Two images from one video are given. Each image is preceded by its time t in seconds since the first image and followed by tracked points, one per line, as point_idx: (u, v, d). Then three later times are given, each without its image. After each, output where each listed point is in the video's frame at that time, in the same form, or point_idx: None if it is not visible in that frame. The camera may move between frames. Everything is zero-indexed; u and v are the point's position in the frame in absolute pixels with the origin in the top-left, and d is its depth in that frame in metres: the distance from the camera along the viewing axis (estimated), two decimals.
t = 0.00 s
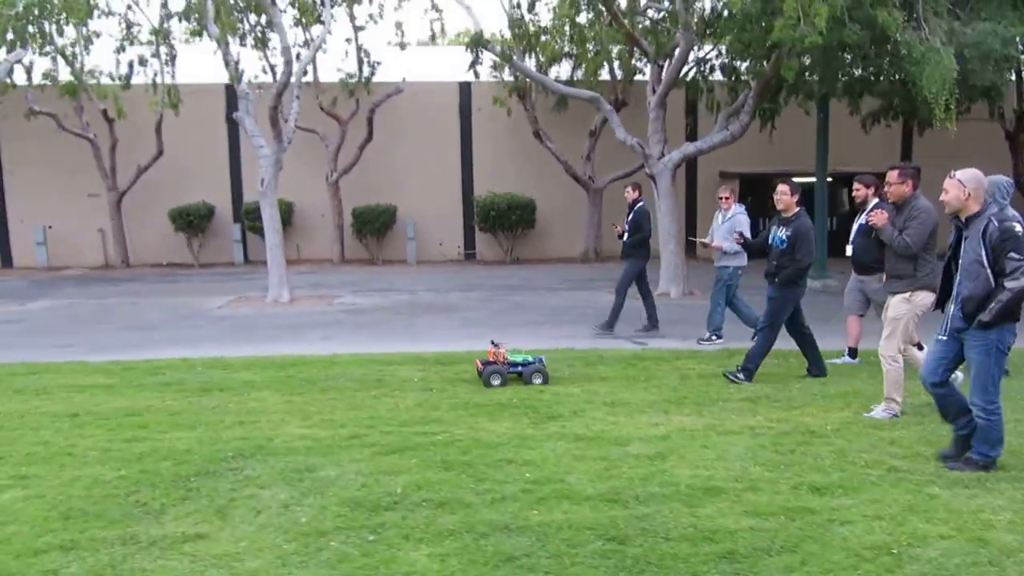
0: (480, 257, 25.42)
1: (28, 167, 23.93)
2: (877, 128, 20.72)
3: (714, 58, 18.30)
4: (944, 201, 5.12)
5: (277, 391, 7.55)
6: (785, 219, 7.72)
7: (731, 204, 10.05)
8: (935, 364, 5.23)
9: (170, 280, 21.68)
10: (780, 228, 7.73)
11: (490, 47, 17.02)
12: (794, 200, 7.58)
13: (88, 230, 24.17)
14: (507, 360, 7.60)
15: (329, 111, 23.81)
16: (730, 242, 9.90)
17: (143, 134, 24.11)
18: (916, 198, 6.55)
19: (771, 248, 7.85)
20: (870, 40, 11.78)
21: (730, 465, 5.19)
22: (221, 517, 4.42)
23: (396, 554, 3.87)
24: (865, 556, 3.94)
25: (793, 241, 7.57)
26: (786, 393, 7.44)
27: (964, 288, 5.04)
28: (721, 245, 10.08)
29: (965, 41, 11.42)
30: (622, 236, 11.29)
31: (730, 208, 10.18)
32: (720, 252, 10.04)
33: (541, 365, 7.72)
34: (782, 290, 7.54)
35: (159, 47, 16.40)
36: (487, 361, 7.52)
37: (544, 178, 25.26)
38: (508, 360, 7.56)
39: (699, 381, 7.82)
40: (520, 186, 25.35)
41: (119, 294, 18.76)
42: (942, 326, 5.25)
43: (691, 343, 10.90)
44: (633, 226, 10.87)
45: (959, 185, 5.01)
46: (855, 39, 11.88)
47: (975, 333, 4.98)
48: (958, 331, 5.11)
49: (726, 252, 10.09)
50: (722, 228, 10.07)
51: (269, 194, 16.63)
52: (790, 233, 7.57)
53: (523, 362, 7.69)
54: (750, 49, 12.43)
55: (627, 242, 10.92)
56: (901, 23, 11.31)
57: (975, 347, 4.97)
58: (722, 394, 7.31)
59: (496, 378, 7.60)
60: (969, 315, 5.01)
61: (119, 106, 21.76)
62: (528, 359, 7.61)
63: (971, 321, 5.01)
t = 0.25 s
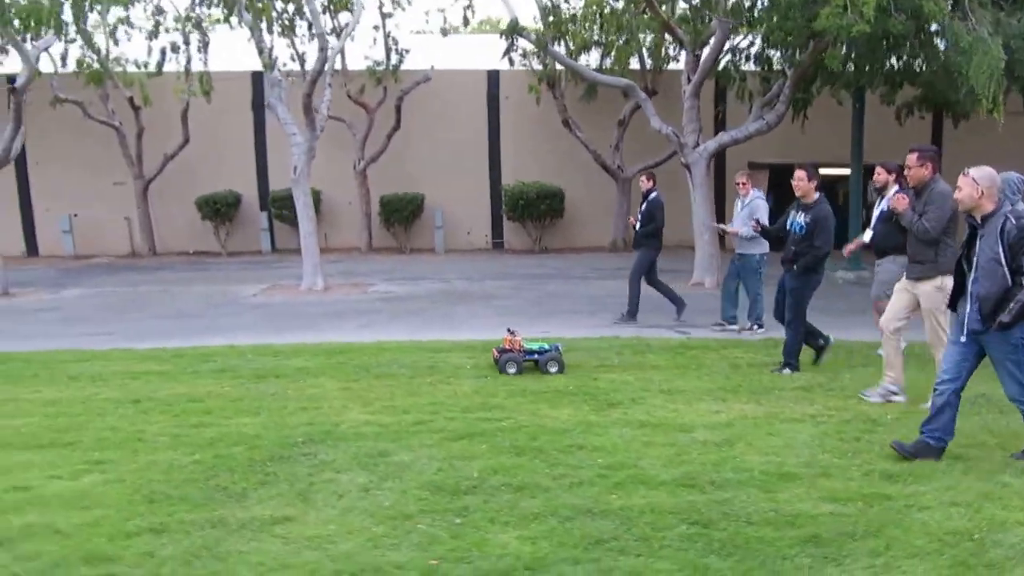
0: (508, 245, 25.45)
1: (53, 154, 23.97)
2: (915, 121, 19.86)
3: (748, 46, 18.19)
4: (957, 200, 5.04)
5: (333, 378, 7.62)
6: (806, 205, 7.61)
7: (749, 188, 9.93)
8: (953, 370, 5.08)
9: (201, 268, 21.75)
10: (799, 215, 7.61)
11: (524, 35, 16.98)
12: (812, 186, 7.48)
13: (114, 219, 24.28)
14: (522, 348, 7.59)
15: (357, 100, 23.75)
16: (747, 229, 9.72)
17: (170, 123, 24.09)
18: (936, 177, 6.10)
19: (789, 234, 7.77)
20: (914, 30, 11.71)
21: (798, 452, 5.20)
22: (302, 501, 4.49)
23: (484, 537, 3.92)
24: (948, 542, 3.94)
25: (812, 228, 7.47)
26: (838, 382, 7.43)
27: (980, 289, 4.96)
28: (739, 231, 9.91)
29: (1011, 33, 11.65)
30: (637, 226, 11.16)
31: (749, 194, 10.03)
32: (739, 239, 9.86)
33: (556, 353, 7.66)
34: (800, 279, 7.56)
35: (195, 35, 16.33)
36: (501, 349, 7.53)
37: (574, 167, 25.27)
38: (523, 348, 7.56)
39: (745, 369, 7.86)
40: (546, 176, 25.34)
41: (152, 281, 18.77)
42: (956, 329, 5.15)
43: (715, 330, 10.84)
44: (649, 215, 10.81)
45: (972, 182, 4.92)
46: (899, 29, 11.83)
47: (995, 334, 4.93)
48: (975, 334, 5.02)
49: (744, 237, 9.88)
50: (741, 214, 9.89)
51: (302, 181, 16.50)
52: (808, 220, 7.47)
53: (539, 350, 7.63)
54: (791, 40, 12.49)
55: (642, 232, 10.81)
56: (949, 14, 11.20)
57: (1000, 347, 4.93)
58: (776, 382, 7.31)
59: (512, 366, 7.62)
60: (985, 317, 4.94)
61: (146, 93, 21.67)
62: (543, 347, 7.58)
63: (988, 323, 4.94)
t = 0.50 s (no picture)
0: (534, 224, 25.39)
1: (77, 137, 23.41)
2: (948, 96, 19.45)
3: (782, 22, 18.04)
4: (968, 172, 4.97)
5: (386, 356, 7.64)
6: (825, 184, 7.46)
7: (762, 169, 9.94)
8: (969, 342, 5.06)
9: (229, 247, 21.75)
10: (818, 195, 7.48)
11: (556, 11, 16.88)
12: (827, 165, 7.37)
13: (140, 199, 23.70)
14: (537, 327, 7.58)
15: (384, 78, 23.66)
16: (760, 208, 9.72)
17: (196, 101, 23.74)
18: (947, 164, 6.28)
19: (808, 214, 7.61)
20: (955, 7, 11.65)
21: (868, 428, 5.17)
22: (382, 477, 4.51)
23: (571, 513, 3.94)
24: None
25: (833, 207, 7.31)
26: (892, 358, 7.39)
27: (997, 258, 4.89)
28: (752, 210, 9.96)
29: None
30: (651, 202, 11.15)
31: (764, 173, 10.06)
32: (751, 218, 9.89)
33: (572, 333, 7.62)
34: (828, 259, 7.43)
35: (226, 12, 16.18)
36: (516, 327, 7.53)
37: (601, 145, 25.18)
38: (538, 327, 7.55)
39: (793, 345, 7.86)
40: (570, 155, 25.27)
41: (183, 260, 18.68)
42: (972, 300, 5.12)
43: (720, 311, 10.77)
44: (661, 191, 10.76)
45: (984, 155, 4.85)
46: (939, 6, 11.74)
47: (1008, 302, 4.88)
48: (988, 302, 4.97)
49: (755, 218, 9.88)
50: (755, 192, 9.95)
51: (334, 159, 16.51)
52: (829, 199, 7.31)
53: (554, 329, 7.60)
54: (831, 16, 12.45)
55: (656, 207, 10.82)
56: None
57: (1005, 314, 4.88)
58: (830, 359, 7.27)
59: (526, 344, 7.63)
60: (1002, 284, 4.89)
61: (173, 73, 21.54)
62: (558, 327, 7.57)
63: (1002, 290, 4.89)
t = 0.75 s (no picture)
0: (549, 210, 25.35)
1: (89, 129, 23.13)
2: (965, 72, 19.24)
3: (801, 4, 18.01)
4: (977, 149, 4.98)
5: (431, 341, 7.68)
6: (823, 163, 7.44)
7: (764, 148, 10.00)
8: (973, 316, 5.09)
9: (246, 236, 21.64)
10: (817, 175, 7.46)
11: None
12: (825, 145, 7.36)
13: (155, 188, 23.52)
14: (544, 313, 7.61)
15: (396, 65, 23.42)
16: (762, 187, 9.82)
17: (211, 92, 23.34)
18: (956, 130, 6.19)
19: (808, 194, 7.59)
20: None
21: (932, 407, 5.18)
22: (456, 461, 4.54)
23: (656, 495, 3.97)
24: None
25: (831, 184, 7.29)
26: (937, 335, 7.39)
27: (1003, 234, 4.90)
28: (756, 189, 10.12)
29: None
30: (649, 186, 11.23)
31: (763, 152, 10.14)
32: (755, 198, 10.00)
33: (577, 319, 7.75)
34: (831, 239, 7.36)
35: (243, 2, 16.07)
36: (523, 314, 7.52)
37: (613, 130, 25.06)
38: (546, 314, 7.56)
39: (835, 325, 7.86)
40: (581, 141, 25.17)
41: (203, 250, 18.63)
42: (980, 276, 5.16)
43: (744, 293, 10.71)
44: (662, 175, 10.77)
45: (992, 132, 4.84)
46: None
47: (1010, 278, 4.80)
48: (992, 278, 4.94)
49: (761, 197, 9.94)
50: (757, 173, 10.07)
51: (354, 147, 16.32)
52: (828, 177, 7.29)
53: (559, 316, 7.71)
54: None
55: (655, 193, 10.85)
56: None
57: (1005, 290, 4.80)
58: (874, 338, 7.29)
59: (532, 331, 7.63)
60: (1006, 259, 4.85)
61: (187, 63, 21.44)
62: (564, 313, 7.58)
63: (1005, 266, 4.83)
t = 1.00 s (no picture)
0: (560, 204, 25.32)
1: (102, 125, 23.00)
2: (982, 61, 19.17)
3: None
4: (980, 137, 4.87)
5: (472, 335, 7.69)
6: (828, 151, 7.43)
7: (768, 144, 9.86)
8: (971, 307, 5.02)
9: (260, 231, 21.51)
10: (822, 162, 7.46)
11: None
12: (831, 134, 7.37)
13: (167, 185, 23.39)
14: (545, 307, 7.67)
15: (407, 59, 23.13)
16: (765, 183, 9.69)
17: (224, 88, 23.15)
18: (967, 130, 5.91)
19: (812, 182, 7.57)
20: None
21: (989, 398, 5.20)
22: (523, 453, 4.56)
23: (733, 486, 3.98)
24: None
25: (838, 173, 7.27)
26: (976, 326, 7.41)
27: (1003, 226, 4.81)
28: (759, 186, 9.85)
29: None
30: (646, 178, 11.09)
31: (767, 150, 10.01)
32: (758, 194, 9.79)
33: (579, 311, 7.74)
34: (831, 224, 7.30)
35: None
36: (525, 308, 7.59)
37: (624, 123, 25.01)
38: (547, 308, 7.62)
39: (872, 318, 7.88)
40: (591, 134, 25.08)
41: (219, 246, 18.49)
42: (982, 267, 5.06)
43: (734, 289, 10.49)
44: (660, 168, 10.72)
45: (995, 120, 4.72)
46: None
47: (1010, 273, 4.78)
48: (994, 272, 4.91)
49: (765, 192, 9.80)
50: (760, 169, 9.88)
51: (372, 142, 16.14)
52: (834, 165, 7.28)
53: (562, 309, 7.69)
54: None
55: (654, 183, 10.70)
56: None
57: (1009, 286, 4.78)
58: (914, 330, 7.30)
59: (534, 324, 7.73)
60: (1007, 252, 4.81)
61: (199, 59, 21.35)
62: (566, 307, 7.66)
63: (1007, 260, 4.81)
